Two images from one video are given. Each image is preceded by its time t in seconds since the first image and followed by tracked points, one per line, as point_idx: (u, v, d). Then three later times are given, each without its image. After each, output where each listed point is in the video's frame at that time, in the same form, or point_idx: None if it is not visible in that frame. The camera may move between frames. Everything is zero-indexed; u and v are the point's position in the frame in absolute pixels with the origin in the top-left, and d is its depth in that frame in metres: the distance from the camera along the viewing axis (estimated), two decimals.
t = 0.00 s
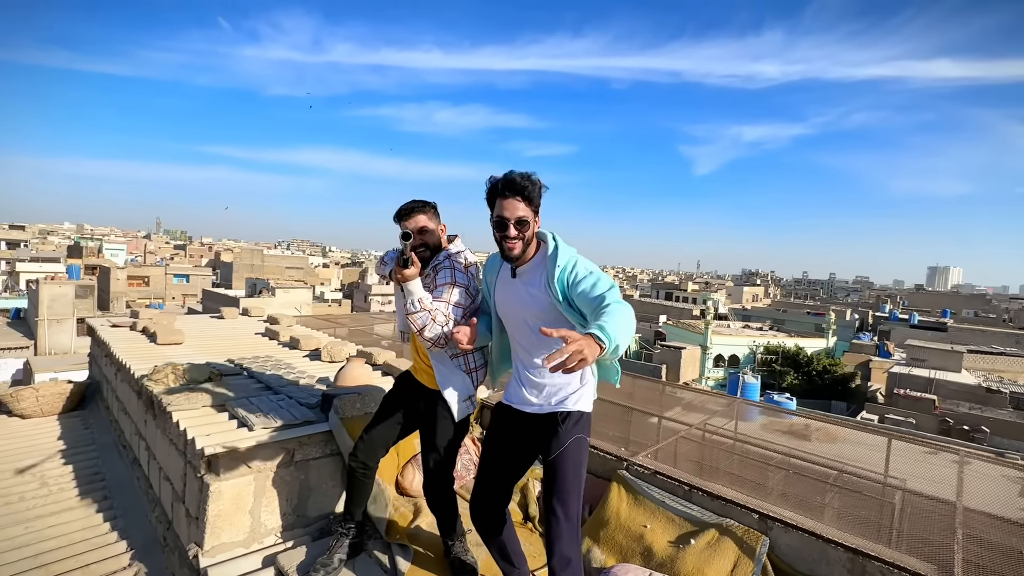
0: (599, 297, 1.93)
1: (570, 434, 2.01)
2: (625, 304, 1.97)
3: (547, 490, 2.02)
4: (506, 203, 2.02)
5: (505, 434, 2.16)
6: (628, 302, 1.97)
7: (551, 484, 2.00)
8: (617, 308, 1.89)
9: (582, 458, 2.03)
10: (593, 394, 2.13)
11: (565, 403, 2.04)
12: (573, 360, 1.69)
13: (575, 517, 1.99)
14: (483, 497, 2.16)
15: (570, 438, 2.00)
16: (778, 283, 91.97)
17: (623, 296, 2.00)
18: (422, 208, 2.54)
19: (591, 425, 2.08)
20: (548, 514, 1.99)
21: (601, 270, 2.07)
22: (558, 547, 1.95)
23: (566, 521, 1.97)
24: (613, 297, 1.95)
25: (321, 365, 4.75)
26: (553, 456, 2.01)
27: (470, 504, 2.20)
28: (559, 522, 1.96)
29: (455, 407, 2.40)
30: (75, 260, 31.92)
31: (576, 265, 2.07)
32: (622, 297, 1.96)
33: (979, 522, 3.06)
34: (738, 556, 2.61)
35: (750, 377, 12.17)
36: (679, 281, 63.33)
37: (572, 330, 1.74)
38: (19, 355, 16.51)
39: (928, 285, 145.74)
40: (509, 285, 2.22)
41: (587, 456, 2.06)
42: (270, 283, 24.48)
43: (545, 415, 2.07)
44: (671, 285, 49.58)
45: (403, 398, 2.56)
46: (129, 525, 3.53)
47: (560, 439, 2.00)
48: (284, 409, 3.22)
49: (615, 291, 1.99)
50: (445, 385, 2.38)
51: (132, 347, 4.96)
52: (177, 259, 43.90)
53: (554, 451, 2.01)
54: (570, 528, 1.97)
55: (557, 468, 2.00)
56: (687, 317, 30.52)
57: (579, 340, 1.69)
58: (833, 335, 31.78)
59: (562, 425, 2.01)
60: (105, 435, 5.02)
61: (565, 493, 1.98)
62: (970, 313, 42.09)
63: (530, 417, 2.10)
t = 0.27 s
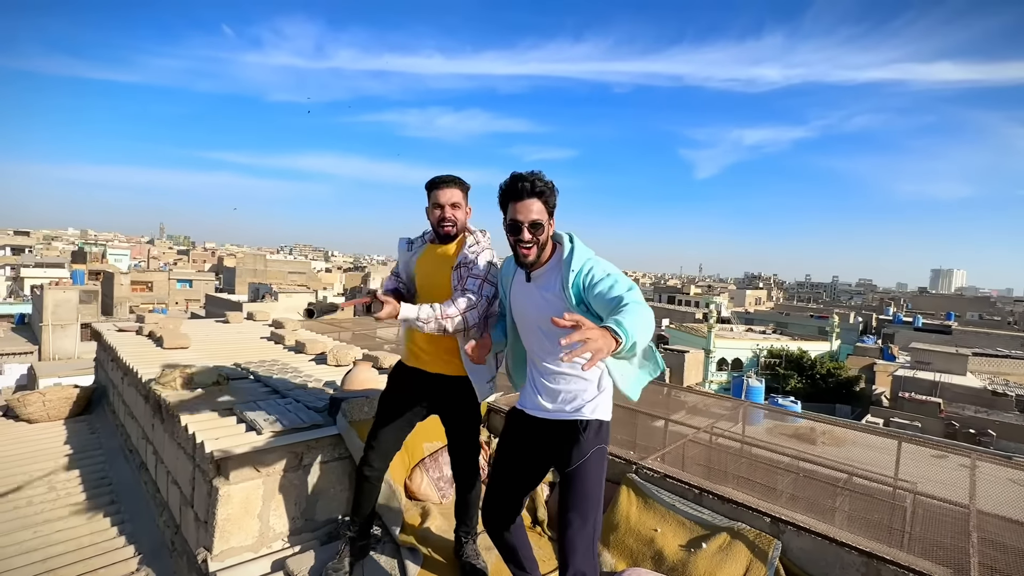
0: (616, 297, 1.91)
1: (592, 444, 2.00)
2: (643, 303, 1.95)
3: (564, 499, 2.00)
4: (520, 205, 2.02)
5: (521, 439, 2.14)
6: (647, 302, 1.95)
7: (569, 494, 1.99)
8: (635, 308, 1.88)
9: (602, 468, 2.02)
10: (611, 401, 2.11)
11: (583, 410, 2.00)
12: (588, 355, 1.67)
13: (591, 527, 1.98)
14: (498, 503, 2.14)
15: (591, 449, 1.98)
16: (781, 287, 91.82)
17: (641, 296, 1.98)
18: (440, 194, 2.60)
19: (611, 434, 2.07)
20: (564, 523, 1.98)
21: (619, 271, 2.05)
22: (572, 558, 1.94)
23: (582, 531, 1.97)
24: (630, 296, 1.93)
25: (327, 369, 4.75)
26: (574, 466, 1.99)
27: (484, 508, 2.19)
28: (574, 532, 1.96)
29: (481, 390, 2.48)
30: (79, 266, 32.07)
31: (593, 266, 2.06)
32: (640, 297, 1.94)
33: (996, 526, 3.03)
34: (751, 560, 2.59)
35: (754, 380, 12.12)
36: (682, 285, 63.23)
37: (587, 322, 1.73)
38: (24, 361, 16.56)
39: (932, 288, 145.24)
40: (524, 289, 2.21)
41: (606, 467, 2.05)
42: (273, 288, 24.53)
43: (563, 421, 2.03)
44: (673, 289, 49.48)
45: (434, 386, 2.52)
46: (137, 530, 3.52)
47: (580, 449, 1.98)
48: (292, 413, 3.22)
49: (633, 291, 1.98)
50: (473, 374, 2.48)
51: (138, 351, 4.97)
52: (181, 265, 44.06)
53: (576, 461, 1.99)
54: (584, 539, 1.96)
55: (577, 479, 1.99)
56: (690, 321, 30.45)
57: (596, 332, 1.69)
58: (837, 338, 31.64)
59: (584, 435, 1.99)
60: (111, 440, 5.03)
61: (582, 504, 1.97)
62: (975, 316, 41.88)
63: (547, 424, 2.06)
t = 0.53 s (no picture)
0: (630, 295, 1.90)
1: (603, 451, 1.99)
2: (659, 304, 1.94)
3: (575, 507, 1.99)
4: (530, 202, 2.04)
5: (532, 443, 2.15)
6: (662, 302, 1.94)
7: (580, 500, 1.99)
8: (650, 306, 1.86)
9: (614, 474, 2.01)
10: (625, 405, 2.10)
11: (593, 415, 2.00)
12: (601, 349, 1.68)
13: (600, 534, 1.99)
14: (509, 508, 2.15)
15: (602, 456, 1.97)
16: (786, 289, 91.50)
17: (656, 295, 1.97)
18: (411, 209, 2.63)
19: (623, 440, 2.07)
20: (574, 530, 1.97)
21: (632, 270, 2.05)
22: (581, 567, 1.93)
23: (591, 537, 1.98)
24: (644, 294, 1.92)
25: (333, 372, 4.77)
26: (585, 474, 1.98)
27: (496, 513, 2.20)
28: (582, 542, 1.96)
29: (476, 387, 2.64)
30: (86, 271, 32.27)
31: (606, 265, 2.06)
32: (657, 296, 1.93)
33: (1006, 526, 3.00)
34: (759, 560, 2.59)
35: (760, 383, 12.06)
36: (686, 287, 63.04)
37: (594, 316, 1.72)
38: (31, 366, 16.67)
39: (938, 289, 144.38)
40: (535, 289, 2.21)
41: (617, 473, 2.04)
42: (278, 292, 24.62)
43: (574, 427, 2.03)
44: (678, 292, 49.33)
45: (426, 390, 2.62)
46: (145, 532, 3.54)
47: (592, 456, 1.97)
48: (298, 416, 3.23)
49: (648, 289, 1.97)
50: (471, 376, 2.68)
51: (146, 355, 5.00)
52: (186, 270, 44.32)
53: (587, 468, 1.98)
54: (594, 544, 1.97)
55: (589, 486, 1.98)
56: (694, 323, 30.34)
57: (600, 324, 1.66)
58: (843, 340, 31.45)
59: (595, 441, 1.98)
60: (119, 444, 5.06)
61: (593, 509, 1.98)
62: (983, 317, 41.56)
63: (558, 428, 2.06)
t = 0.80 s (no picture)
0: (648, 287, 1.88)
1: (616, 458, 2.00)
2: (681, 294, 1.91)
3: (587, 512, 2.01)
4: (537, 197, 2.04)
5: (545, 447, 2.17)
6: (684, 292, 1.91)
7: (593, 506, 2.00)
8: (669, 296, 1.84)
9: (627, 481, 2.02)
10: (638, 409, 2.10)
11: (606, 420, 2.01)
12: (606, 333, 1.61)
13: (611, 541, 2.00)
14: (522, 511, 2.17)
15: (615, 463, 1.98)
16: (794, 291, 90.96)
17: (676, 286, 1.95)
18: (397, 205, 2.67)
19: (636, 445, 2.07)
20: (586, 536, 1.98)
21: (647, 262, 2.04)
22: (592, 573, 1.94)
23: (602, 543, 1.98)
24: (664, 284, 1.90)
25: (340, 375, 4.81)
26: (598, 481, 2.00)
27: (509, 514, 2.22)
28: (594, 545, 1.96)
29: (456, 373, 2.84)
30: (95, 277, 32.57)
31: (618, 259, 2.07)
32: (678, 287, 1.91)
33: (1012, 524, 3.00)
34: (765, 559, 2.59)
35: (767, 384, 12.00)
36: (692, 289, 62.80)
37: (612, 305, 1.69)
38: (43, 371, 16.86)
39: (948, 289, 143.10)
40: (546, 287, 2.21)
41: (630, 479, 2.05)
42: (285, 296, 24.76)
43: (587, 431, 2.04)
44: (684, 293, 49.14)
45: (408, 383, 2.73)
46: (156, 533, 3.59)
47: (604, 463, 1.99)
48: (306, 417, 3.27)
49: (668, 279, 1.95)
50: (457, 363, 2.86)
51: (156, 358, 5.07)
52: (193, 275, 44.62)
53: (600, 474, 2.00)
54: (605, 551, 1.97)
55: (602, 492, 1.99)
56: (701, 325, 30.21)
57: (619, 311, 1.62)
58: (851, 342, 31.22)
59: (609, 447, 1.99)
60: (129, 446, 5.12)
61: (606, 515, 1.98)
62: (993, 317, 41.15)
63: (572, 431, 2.08)
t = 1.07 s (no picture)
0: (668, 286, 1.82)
1: (628, 473, 1.97)
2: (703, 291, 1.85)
3: (598, 528, 1.97)
4: (545, 196, 2.01)
5: (553, 457, 2.14)
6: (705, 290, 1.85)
7: (604, 522, 1.97)
8: (695, 292, 1.79)
9: (640, 498, 1.98)
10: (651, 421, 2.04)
11: (616, 432, 1.97)
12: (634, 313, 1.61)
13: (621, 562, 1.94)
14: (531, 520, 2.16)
15: (627, 478, 1.94)
16: (803, 292, 90.34)
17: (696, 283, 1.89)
18: (407, 208, 2.70)
19: (649, 461, 2.03)
20: (594, 553, 1.94)
21: (661, 260, 1.98)
22: None
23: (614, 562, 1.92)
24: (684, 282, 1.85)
25: (347, 377, 4.86)
26: (609, 496, 1.96)
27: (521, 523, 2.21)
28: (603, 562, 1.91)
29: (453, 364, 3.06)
30: (106, 281, 32.96)
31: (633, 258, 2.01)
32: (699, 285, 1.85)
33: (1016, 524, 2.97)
34: (768, 559, 2.61)
35: (774, 386, 11.94)
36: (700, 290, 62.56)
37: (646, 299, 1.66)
38: (55, 374, 17.08)
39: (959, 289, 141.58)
40: (553, 292, 2.16)
41: (642, 495, 2.01)
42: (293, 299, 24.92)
43: (597, 442, 2.01)
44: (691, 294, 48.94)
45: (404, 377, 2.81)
46: (167, 533, 3.65)
47: (616, 479, 1.95)
48: (314, 419, 3.32)
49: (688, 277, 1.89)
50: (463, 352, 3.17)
51: (166, 361, 5.15)
52: (202, 279, 44.99)
53: (611, 490, 1.96)
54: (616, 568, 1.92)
55: (613, 508, 1.96)
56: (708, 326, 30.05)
57: (649, 302, 1.60)
58: (860, 342, 30.99)
59: (620, 462, 1.96)
60: (141, 448, 5.21)
61: (617, 531, 1.94)
62: (1006, 317, 40.68)
63: (583, 444, 2.04)
